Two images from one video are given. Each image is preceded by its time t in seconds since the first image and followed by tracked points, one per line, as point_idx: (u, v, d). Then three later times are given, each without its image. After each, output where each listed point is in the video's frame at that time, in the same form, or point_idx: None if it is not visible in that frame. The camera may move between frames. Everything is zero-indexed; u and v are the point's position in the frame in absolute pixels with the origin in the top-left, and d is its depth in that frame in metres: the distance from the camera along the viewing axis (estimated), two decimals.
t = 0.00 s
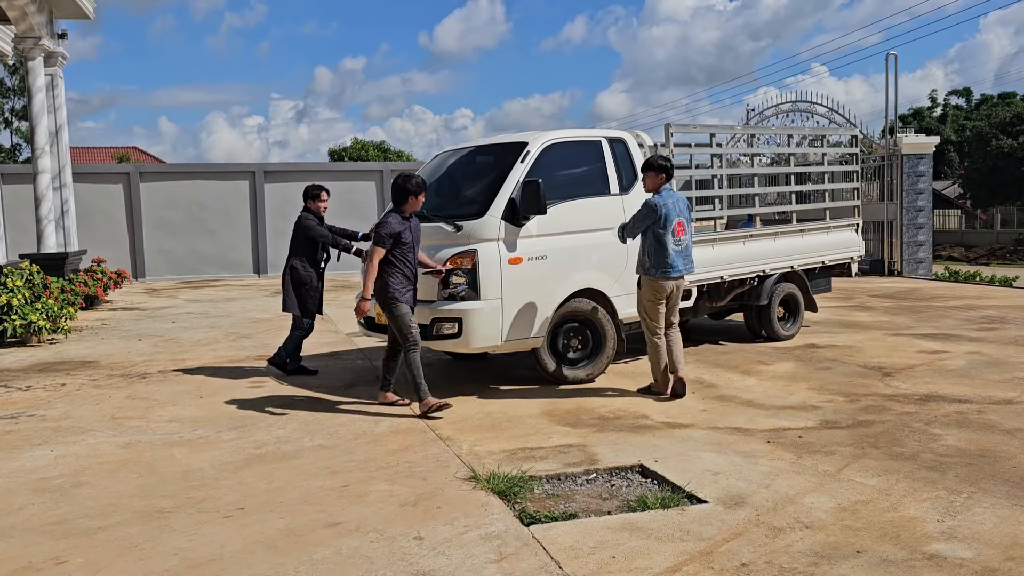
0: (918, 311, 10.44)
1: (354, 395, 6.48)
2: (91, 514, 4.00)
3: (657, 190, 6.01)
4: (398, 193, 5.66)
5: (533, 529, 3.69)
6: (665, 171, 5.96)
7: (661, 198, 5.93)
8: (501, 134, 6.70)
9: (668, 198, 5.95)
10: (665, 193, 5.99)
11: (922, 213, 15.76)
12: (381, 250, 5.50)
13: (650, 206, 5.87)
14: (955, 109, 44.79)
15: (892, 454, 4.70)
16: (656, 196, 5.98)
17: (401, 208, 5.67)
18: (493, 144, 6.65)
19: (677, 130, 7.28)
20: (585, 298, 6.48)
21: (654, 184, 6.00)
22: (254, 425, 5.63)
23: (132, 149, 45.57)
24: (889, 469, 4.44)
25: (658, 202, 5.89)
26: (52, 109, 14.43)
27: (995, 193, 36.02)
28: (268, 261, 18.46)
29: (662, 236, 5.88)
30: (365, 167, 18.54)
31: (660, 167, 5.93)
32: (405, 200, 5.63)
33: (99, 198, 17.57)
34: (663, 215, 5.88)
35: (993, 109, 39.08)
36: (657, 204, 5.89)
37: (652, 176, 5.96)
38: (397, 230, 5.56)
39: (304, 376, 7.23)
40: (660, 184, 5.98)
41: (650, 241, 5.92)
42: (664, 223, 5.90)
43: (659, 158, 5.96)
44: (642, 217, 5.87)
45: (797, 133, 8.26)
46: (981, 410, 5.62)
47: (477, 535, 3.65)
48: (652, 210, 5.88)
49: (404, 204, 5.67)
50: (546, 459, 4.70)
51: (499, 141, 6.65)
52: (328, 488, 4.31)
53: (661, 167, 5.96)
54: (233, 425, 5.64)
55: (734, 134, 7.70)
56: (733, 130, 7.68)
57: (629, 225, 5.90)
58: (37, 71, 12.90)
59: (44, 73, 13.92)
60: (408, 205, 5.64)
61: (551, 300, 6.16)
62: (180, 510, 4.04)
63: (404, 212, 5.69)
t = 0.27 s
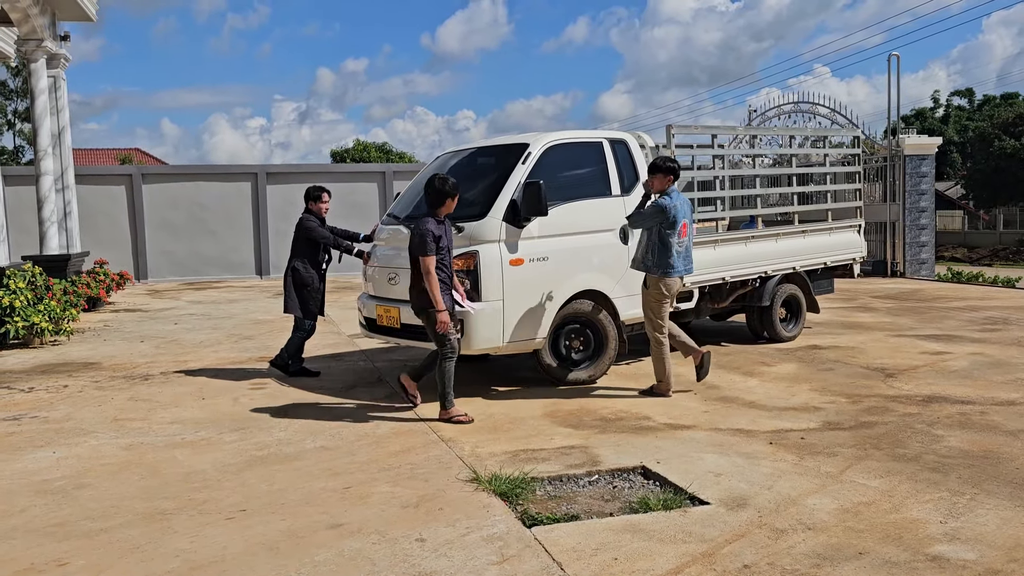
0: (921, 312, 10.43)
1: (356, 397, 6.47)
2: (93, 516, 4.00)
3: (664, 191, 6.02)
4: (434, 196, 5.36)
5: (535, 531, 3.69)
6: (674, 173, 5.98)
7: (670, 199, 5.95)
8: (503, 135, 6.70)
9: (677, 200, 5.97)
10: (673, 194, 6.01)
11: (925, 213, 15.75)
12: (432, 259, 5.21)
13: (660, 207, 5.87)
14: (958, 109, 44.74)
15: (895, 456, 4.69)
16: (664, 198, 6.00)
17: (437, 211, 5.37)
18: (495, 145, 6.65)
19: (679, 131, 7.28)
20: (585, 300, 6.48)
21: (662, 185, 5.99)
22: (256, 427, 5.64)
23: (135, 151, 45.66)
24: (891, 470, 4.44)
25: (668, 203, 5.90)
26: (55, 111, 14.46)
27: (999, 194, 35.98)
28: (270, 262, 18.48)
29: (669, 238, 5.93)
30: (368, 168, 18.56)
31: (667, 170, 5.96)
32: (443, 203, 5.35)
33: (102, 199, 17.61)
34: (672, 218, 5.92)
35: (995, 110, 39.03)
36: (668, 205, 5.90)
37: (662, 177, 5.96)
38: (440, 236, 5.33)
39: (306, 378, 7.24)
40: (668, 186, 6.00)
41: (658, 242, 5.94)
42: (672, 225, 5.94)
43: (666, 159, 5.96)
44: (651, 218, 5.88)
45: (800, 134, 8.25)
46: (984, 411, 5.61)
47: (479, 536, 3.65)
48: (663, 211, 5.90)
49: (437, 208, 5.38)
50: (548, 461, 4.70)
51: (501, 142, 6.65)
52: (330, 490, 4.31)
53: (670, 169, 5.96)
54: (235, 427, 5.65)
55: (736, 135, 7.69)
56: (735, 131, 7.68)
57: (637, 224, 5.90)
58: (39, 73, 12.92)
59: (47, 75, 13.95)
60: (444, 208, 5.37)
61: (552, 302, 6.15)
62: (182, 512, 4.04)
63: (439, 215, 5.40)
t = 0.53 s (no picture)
0: (924, 313, 10.41)
1: (359, 399, 6.47)
2: (96, 517, 4.01)
3: (678, 193, 6.03)
4: (474, 190, 5.40)
5: (538, 532, 3.68)
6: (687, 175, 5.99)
7: (685, 202, 5.95)
8: (504, 137, 6.70)
9: (692, 203, 5.99)
10: (686, 196, 6.02)
11: (927, 214, 15.73)
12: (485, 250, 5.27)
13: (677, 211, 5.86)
14: (960, 110, 44.68)
15: (898, 457, 4.68)
16: (678, 199, 5.99)
17: (477, 204, 5.44)
18: (497, 147, 6.65)
19: (681, 132, 7.27)
20: (588, 301, 6.46)
21: (675, 187, 5.99)
22: (259, 429, 5.64)
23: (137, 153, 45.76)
24: (895, 472, 4.43)
25: (684, 206, 5.90)
26: (58, 113, 14.48)
27: (1002, 195, 35.90)
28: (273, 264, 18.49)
29: (684, 241, 5.96)
30: (370, 169, 18.58)
31: (681, 171, 5.97)
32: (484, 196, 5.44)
33: (106, 201, 17.65)
34: (687, 220, 5.94)
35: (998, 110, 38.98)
36: (684, 208, 5.90)
37: (677, 180, 5.96)
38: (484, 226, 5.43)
39: (308, 379, 7.24)
40: (682, 188, 6.01)
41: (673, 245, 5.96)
42: (686, 227, 5.97)
43: (679, 161, 5.96)
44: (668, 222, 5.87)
45: (802, 135, 8.25)
46: (988, 412, 5.59)
47: (483, 538, 3.65)
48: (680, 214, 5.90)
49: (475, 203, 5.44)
50: (551, 462, 4.70)
51: (502, 144, 6.65)
52: (333, 492, 4.31)
53: (683, 172, 5.96)
54: (238, 428, 5.65)
55: (738, 136, 7.69)
56: (737, 132, 7.67)
57: (654, 228, 5.88)
58: (42, 75, 12.94)
59: (50, 77, 13.97)
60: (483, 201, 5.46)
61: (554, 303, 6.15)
62: (185, 514, 4.04)
63: (477, 209, 5.47)
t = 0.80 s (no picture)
0: (924, 312, 10.40)
1: (359, 399, 6.47)
2: (97, 518, 4.01)
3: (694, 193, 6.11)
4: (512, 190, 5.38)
5: (538, 532, 3.68)
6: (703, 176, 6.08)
7: (703, 202, 6.05)
8: (503, 137, 6.70)
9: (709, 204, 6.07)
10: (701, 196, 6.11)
11: (927, 214, 15.73)
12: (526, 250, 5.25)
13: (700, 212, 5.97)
14: (960, 109, 44.70)
15: (899, 457, 4.68)
16: (695, 200, 6.06)
17: (517, 204, 5.42)
18: (496, 147, 6.65)
19: (680, 131, 7.27)
20: (588, 301, 6.45)
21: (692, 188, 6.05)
22: (259, 429, 5.64)
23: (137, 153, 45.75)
24: (896, 471, 4.42)
25: (705, 207, 5.99)
26: (58, 114, 14.47)
27: (1002, 194, 35.90)
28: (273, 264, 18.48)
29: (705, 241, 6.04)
30: (370, 170, 18.58)
31: (698, 171, 6.02)
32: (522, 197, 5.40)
33: (106, 202, 17.65)
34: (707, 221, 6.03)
35: (998, 110, 38.99)
36: (705, 208, 5.99)
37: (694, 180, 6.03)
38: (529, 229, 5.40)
39: (309, 380, 7.23)
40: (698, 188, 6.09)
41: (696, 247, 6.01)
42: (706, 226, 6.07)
43: (695, 161, 6.02)
44: (691, 223, 5.94)
45: (801, 134, 8.25)
46: (988, 411, 5.59)
47: (483, 538, 3.65)
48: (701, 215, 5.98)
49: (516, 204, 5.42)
50: (552, 462, 4.70)
51: (502, 144, 6.65)
52: (334, 492, 4.31)
53: (701, 172, 6.03)
54: (238, 429, 5.65)
55: (738, 136, 7.69)
56: (737, 131, 7.67)
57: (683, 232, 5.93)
58: (41, 76, 12.94)
59: (49, 78, 13.96)
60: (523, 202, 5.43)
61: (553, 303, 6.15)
62: (186, 514, 4.04)
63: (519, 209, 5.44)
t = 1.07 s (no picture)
0: (922, 312, 10.41)
1: (357, 399, 6.46)
2: (95, 519, 4.00)
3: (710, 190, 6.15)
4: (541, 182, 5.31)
5: (537, 532, 3.68)
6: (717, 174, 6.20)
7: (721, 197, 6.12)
8: (502, 137, 6.70)
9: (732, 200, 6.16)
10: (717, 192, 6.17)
11: (925, 213, 15.74)
12: (557, 243, 5.16)
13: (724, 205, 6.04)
14: (958, 109, 44.75)
15: (898, 456, 4.68)
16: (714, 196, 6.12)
17: (549, 196, 5.33)
18: (494, 147, 6.64)
19: (678, 131, 7.27)
20: (587, 301, 6.44)
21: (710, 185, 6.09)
22: (257, 429, 5.63)
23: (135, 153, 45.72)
24: (894, 470, 4.43)
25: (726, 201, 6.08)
26: (56, 114, 14.45)
27: (999, 193, 35.93)
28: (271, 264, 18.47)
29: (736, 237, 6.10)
30: (368, 170, 18.57)
31: (713, 169, 6.06)
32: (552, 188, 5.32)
33: (103, 202, 17.62)
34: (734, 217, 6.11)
35: (996, 109, 39.03)
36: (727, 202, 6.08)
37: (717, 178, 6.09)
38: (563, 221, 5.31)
39: (307, 380, 7.23)
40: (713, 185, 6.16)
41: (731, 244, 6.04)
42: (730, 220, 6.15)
43: (710, 159, 6.06)
44: (726, 219, 5.99)
45: (799, 134, 8.25)
46: (987, 411, 5.59)
47: (482, 538, 3.65)
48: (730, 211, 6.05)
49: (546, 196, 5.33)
50: (550, 462, 4.70)
51: (500, 143, 6.64)
52: (332, 492, 4.30)
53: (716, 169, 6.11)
54: (237, 429, 5.64)
55: (736, 135, 7.69)
56: (735, 131, 7.67)
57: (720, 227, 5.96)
58: (39, 76, 12.93)
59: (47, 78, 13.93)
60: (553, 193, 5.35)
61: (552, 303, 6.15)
62: (184, 515, 4.04)
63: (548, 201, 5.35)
